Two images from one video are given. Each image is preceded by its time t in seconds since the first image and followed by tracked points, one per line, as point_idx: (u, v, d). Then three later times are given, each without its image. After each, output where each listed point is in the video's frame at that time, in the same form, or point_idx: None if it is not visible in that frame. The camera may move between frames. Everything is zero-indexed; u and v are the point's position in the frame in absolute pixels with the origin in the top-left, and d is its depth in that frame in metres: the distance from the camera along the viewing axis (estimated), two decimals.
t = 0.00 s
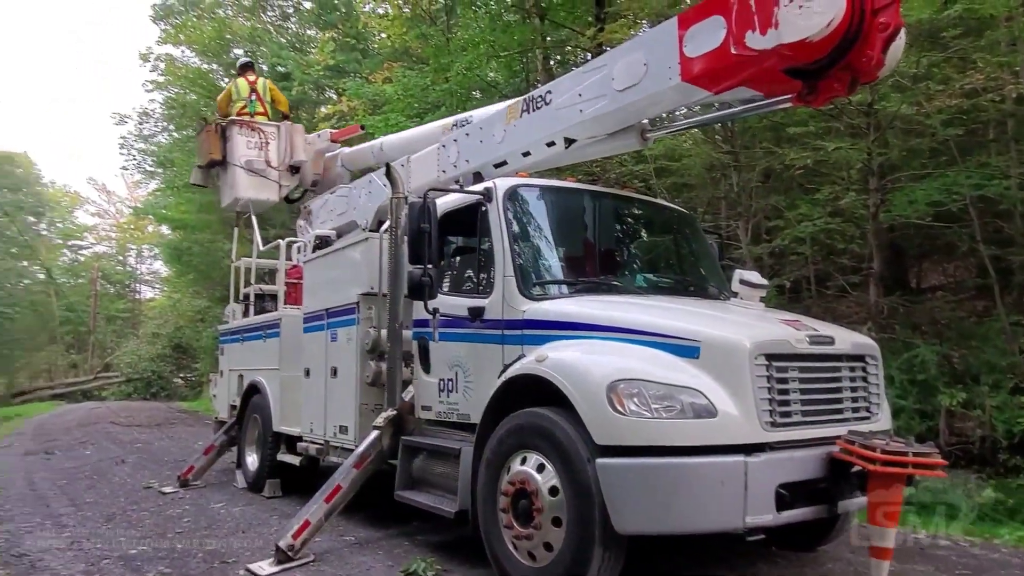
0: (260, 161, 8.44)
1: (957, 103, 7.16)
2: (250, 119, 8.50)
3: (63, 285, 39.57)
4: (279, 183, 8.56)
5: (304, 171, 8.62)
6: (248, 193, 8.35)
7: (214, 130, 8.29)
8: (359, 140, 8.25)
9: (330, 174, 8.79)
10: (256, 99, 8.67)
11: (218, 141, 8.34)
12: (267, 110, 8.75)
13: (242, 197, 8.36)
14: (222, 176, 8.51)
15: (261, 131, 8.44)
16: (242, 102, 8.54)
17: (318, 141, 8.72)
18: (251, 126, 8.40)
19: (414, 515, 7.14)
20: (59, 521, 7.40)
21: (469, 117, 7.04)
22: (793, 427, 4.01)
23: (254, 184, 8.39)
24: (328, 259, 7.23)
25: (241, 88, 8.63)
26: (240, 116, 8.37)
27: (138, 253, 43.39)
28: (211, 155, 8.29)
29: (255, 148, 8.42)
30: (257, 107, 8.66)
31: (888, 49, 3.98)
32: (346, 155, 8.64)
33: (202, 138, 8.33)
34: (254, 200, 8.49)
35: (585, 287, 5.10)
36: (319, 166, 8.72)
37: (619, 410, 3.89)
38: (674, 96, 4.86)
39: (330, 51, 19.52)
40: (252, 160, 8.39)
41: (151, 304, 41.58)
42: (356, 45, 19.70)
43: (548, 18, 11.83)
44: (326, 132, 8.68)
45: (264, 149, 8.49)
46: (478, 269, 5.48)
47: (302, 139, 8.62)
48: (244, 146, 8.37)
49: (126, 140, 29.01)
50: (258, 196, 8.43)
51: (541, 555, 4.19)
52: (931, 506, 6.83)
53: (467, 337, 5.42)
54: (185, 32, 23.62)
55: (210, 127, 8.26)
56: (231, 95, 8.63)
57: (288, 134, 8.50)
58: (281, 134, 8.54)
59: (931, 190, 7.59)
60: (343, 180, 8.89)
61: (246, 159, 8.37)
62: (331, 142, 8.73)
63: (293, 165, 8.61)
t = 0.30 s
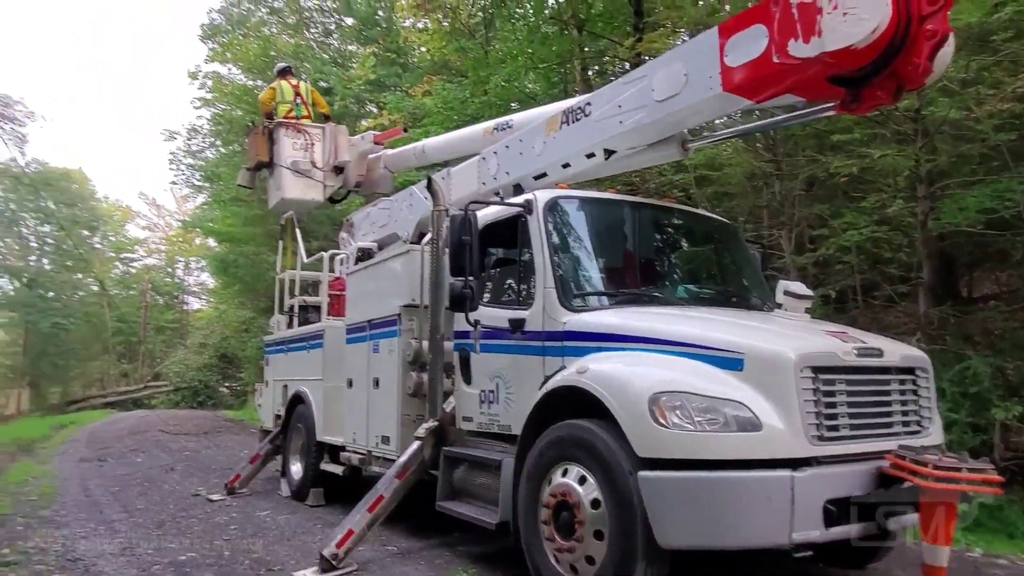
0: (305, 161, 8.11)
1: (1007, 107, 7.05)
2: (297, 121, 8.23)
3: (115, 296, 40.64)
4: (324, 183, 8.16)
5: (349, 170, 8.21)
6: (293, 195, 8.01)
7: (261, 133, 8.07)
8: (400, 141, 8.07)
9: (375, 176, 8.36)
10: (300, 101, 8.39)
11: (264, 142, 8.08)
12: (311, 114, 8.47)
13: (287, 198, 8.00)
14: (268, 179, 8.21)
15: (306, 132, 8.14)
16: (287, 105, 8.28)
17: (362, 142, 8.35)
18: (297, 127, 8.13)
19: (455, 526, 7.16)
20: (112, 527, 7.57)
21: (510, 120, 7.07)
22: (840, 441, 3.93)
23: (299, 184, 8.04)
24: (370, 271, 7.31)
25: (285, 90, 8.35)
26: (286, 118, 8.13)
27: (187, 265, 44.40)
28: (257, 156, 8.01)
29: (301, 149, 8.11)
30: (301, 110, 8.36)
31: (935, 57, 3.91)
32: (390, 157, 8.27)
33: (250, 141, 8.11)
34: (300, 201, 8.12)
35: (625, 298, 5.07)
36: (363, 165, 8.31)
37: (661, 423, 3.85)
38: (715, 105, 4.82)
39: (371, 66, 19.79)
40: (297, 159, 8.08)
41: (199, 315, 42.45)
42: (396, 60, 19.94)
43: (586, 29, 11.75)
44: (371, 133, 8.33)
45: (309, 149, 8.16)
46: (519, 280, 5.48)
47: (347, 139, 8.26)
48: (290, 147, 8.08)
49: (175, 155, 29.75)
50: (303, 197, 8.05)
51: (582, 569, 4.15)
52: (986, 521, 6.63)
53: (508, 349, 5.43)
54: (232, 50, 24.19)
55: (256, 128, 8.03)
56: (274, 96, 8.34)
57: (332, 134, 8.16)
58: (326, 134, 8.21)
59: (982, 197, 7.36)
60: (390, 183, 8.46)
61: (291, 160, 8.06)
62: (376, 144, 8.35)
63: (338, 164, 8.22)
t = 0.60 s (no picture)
0: (343, 165, 7.98)
1: None
2: (335, 125, 8.12)
3: (161, 311, 41.49)
4: (361, 186, 8.05)
5: (386, 174, 8.08)
6: (332, 199, 7.90)
7: (300, 136, 7.94)
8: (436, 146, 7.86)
9: (412, 180, 8.24)
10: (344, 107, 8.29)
11: (303, 146, 7.98)
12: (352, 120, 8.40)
13: (324, 202, 7.90)
14: (307, 184, 8.10)
15: (345, 135, 8.02)
16: (332, 109, 8.17)
17: (399, 147, 8.20)
18: (336, 131, 8.02)
19: (495, 541, 7.16)
20: (158, 538, 7.70)
21: (546, 127, 6.95)
22: (888, 459, 3.84)
23: (337, 188, 7.93)
24: (408, 286, 7.36)
25: (330, 94, 8.25)
26: (326, 123, 8.02)
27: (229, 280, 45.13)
28: (296, 160, 7.91)
29: (339, 153, 7.99)
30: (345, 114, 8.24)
31: (981, 68, 3.83)
32: (427, 161, 8.12)
33: (289, 145, 8.00)
34: (337, 205, 8.02)
35: (663, 312, 5.04)
36: (400, 170, 8.17)
37: (702, 440, 3.81)
38: (754, 118, 4.78)
39: (408, 83, 19.89)
40: (335, 163, 7.96)
41: (241, 329, 43.14)
42: (433, 77, 20.12)
43: (621, 43, 11.77)
44: (407, 137, 8.17)
45: (347, 153, 8.03)
46: (557, 295, 5.48)
47: (384, 144, 8.14)
48: (328, 151, 7.96)
49: (218, 173, 30.37)
50: (342, 201, 7.94)
51: None
52: None
53: (547, 364, 5.42)
54: (274, 71, 24.72)
55: (296, 132, 7.93)
56: (319, 100, 8.24)
57: (370, 137, 8.02)
58: (364, 138, 8.09)
59: None
60: (426, 187, 8.32)
61: (330, 164, 7.95)
62: (412, 148, 8.19)
63: (376, 168, 8.09)
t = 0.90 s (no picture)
0: (378, 168, 7.88)
1: None
2: (371, 129, 8.04)
3: (200, 326, 42.19)
4: (396, 190, 7.94)
5: (420, 177, 7.97)
6: (366, 202, 7.80)
7: (337, 141, 7.94)
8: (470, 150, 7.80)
9: (446, 185, 8.12)
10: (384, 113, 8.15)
11: (339, 152, 7.95)
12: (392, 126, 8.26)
13: (358, 206, 7.82)
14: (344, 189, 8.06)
15: (380, 140, 7.92)
16: (372, 113, 8.02)
17: (434, 152, 8.11)
18: (371, 135, 7.93)
19: (531, 558, 7.12)
20: (197, 551, 7.79)
21: (580, 132, 6.84)
22: (934, 478, 3.76)
23: (372, 191, 7.84)
24: (443, 302, 7.38)
25: (370, 99, 8.10)
26: (362, 127, 7.97)
27: (266, 296, 45.70)
28: (333, 165, 7.90)
29: (375, 156, 7.90)
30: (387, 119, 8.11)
31: None
32: (462, 165, 8.02)
33: (327, 150, 8.02)
34: (372, 209, 7.92)
35: (700, 328, 4.98)
36: (435, 174, 8.04)
37: (741, 457, 3.76)
38: (791, 131, 4.73)
39: (440, 100, 20.01)
40: (370, 167, 7.86)
41: (277, 344, 43.62)
42: (465, 93, 20.25)
43: (652, 57, 11.87)
44: (443, 142, 8.10)
45: (382, 157, 7.93)
46: (592, 311, 5.45)
47: (419, 148, 7.99)
48: (363, 155, 7.87)
49: (255, 191, 30.85)
50: (376, 204, 7.85)
51: None
52: None
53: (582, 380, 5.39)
54: (309, 91, 25.13)
55: (332, 137, 7.88)
56: (359, 105, 8.09)
57: (404, 142, 7.91)
58: (400, 142, 7.96)
59: None
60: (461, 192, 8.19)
61: (366, 167, 7.86)
62: (448, 153, 8.10)
63: (410, 172, 7.98)
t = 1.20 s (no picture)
0: (411, 171, 7.82)
1: None
2: (402, 133, 7.98)
3: (233, 342, 42.74)
4: (428, 193, 7.87)
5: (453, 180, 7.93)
6: (400, 205, 7.73)
7: (368, 145, 7.84)
8: (501, 155, 7.75)
9: (477, 189, 8.09)
10: (418, 118, 8.18)
11: (371, 156, 7.85)
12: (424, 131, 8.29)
13: (392, 209, 7.73)
14: (376, 193, 7.98)
15: (412, 143, 7.86)
16: (408, 117, 8.04)
17: (465, 156, 8.07)
18: (403, 139, 7.87)
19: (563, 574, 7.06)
20: (232, 565, 7.85)
21: (610, 138, 6.77)
22: (976, 495, 3.67)
23: (405, 193, 7.75)
24: (472, 317, 7.39)
25: (405, 104, 8.14)
26: (393, 131, 7.90)
27: (296, 311, 46.13)
28: (366, 169, 7.80)
29: (407, 160, 7.83)
30: (421, 124, 8.13)
31: None
32: (493, 170, 7.99)
33: (358, 154, 7.92)
34: (405, 212, 7.85)
35: (731, 342, 4.93)
36: (466, 178, 8.03)
37: (776, 474, 3.70)
38: (822, 143, 4.69)
39: (468, 116, 20.16)
40: (403, 170, 7.79)
41: (308, 359, 43.97)
42: (492, 109, 20.35)
43: (679, 69, 11.90)
44: (473, 147, 8.07)
45: (415, 160, 7.87)
46: (622, 324, 5.43)
47: (450, 151, 7.99)
48: (396, 158, 7.80)
49: (286, 208, 31.22)
50: (409, 207, 7.76)
51: None
52: None
53: (612, 394, 5.36)
54: (339, 109, 25.46)
55: (365, 141, 7.79)
56: (394, 110, 8.11)
57: (437, 145, 7.88)
58: (431, 145, 7.92)
59: None
60: (491, 196, 8.17)
61: (399, 170, 7.79)
62: (478, 158, 8.08)
63: (442, 175, 7.94)
